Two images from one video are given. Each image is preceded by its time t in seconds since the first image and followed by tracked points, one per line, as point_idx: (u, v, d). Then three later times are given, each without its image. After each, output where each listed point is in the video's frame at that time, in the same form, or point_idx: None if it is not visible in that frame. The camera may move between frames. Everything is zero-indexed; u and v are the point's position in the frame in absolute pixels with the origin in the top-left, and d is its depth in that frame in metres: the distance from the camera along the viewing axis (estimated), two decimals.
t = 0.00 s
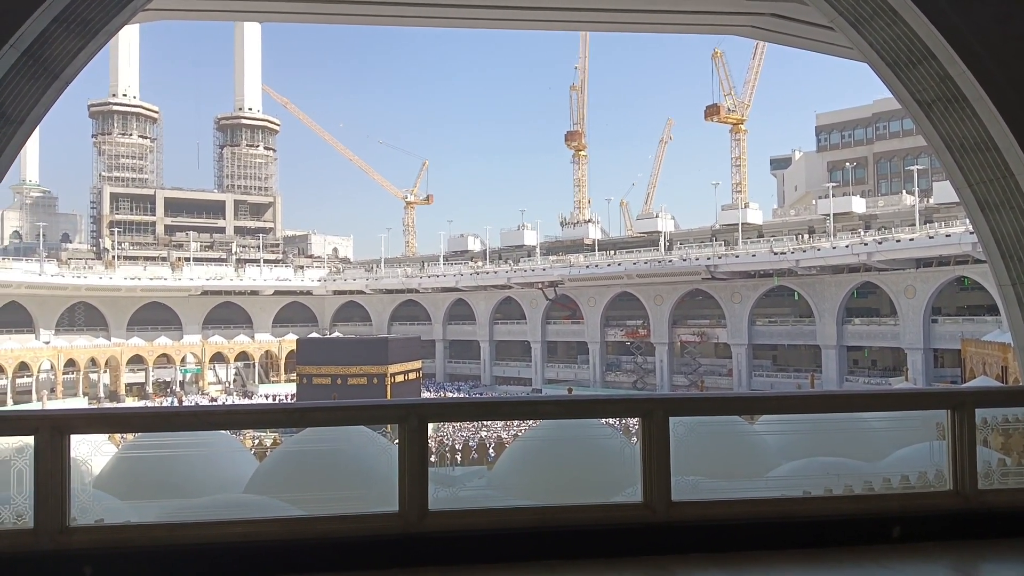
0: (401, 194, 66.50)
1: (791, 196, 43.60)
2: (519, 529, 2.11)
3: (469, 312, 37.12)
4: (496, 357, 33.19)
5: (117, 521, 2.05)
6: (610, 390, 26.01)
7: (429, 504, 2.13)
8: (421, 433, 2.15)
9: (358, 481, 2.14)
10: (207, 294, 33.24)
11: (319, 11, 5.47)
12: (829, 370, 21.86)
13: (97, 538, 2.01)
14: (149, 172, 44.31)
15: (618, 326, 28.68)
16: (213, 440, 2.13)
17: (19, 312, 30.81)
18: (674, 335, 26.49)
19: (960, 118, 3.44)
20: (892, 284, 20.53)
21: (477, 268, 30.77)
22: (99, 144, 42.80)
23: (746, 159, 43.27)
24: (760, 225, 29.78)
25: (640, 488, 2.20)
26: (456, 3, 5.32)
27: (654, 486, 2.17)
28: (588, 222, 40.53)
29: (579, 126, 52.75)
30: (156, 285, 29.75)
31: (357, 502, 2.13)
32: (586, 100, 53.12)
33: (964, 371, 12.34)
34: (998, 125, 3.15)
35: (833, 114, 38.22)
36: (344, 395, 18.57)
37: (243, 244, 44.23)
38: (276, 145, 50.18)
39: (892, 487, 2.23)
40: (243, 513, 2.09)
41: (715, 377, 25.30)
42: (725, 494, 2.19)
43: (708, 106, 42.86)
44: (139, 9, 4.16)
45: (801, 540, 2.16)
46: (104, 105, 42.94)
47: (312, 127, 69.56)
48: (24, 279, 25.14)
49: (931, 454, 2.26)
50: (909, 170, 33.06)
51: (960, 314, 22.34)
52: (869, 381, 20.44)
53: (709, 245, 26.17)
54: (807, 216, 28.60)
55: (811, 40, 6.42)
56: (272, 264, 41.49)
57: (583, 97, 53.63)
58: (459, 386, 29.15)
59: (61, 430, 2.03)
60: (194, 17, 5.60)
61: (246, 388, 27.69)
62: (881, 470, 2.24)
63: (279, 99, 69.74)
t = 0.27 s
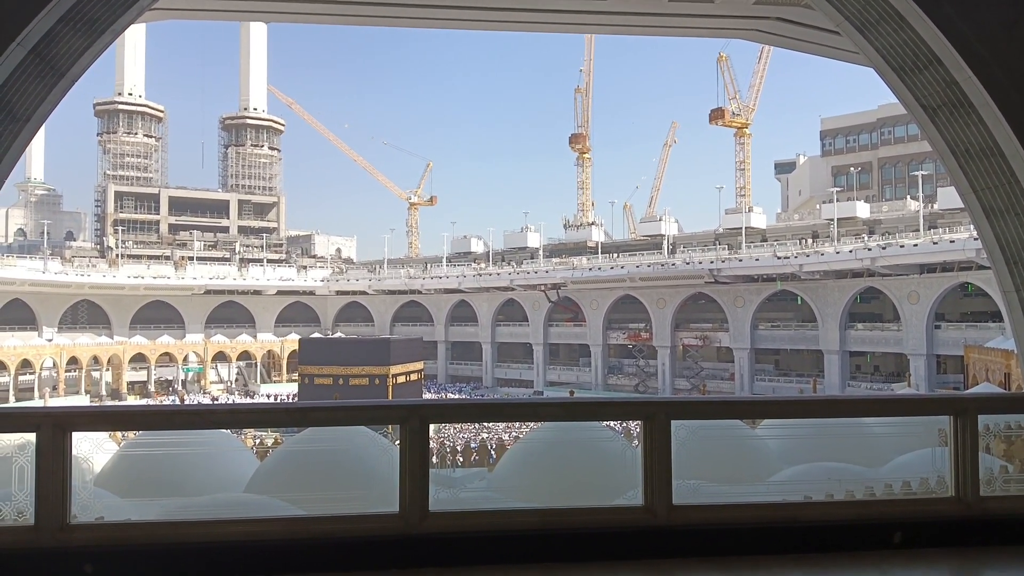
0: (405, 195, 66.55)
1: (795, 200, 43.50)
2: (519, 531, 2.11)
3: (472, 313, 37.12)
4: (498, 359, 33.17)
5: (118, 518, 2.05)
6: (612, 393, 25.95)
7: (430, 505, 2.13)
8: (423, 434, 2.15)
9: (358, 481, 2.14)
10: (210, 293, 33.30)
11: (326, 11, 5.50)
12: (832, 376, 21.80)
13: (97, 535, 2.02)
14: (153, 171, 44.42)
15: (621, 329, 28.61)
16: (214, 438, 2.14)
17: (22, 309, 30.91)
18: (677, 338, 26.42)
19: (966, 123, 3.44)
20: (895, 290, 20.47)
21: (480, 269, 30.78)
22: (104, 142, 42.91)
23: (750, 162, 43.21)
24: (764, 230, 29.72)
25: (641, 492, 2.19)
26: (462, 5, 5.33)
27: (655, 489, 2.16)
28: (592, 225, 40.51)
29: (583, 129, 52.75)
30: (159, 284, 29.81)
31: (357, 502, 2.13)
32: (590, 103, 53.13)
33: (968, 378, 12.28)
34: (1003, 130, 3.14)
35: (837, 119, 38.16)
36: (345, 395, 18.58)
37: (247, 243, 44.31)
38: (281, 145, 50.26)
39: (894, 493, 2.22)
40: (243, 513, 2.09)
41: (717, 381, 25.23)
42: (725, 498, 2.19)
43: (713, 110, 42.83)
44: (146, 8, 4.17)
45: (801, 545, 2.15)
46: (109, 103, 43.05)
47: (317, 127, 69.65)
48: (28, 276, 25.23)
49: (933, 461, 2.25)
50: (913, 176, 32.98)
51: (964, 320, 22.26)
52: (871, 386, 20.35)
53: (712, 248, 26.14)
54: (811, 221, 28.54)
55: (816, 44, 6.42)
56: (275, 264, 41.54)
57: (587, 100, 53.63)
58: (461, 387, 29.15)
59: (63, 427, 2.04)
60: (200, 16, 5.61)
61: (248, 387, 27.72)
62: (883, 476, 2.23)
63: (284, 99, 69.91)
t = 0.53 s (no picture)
0: (406, 197, 66.60)
1: (796, 205, 43.54)
2: (518, 535, 2.11)
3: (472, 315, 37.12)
4: (498, 361, 33.17)
5: (116, 519, 2.05)
6: (611, 396, 25.92)
7: (429, 506, 2.13)
8: (422, 436, 2.15)
9: (357, 483, 2.13)
10: (210, 294, 33.30)
11: (329, 12, 5.52)
12: (832, 381, 21.79)
13: (96, 535, 2.01)
14: (155, 170, 44.45)
15: (621, 332, 28.61)
16: (213, 440, 2.14)
17: (23, 308, 30.93)
18: (677, 342, 26.42)
19: (968, 128, 3.43)
20: (896, 295, 20.48)
21: (480, 271, 30.81)
22: (106, 142, 42.98)
23: (751, 166, 43.25)
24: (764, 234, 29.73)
25: (640, 495, 2.19)
26: (465, 7, 5.34)
27: (654, 493, 2.16)
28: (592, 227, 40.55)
29: (584, 132, 52.80)
30: (160, 283, 29.81)
31: (356, 502, 2.13)
32: (592, 106, 53.18)
33: (968, 383, 12.28)
34: (1005, 135, 3.14)
35: (839, 123, 38.19)
36: (345, 396, 18.58)
37: (247, 243, 44.36)
38: (282, 146, 50.33)
39: (893, 498, 2.22)
40: (242, 515, 2.09)
41: (716, 385, 25.21)
42: (723, 502, 2.19)
43: (714, 114, 42.90)
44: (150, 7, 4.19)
45: (801, 549, 2.14)
46: (111, 103, 43.12)
47: (318, 128, 69.69)
48: (29, 275, 25.23)
49: (933, 466, 2.25)
50: (914, 181, 33.03)
51: (964, 326, 22.26)
52: (871, 391, 20.34)
53: (713, 252, 26.15)
54: (812, 226, 28.56)
55: (815, 49, 6.43)
56: (276, 265, 41.56)
57: (589, 103, 53.70)
58: (461, 389, 29.14)
59: (62, 426, 2.03)
60: (202, 16, 5.63)
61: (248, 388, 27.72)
62: (881, 481, 2.24)
63: (286, 100, 70.00)
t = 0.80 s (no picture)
0: (405, 199, 66.67)
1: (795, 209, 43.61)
2: (516, 538, 2.11)
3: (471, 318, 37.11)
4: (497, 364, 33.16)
5: (114, 521, 2.04)
6: (610, 399, 25.90)
7: (428, 509, 2.13)
8: (422, 438, 2.15)
9: (355, 485, 2.13)
10: (210, 296, 33.30)
11: (332, 15, 5.55)
12: (831, 385, 21.79)
13: (94, 537, 2.01)
14: (155, 172, 44.50)
15: (620, 335, 28.61)
16: (211, 441, 2.14)
17: (22, 310, 30.92)
18: (676, 345, 26.42)
19: (967, 135, 3.44)
20: (895, 299, 20.49)
21: (480, 274, 30.83)
22: (106, 144, 43.04)
23: (751, 170, 43.32)
24: (764, 237, 29.77)
25: (640, 498, 2.19)
26: (466, 10, 5.36)
27: (654, 496, 2.16)
28: (592, 231, 40.58)
29: (584, 135, 52.88)
30: (159, 285, 29.79)
31: (354, 505, 2.12)
32: (592, 109, 53.25)
33: (967, 387, 12.28)
34: (1004, 140, 3.15)
35: (839, 128, 38.25)
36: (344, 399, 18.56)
37: (247, 246, 44.37)
38: (282, 149, 50.39)
39: (892, 502, 2.22)
40: (240, 516, 2.09)
41: (715, 389, 25.20)
42: (722, 506, 2.18)
43: (714, 118, 42.99)
44: (151, 10, 4.20)
45: (799, 553, 2.15)
46: (112, 105, 43.18)
47: (318, 130, 69.75)
48: (28, 276, 25.24)
49: (932, 470, 2.24)
50: (914, 185, 33.09)
51: (964, 330, 22.26)
52: (870, 395, 20.33)
53: (712, 255, 26.18)
54: (811, 230, 28.59)
55: (816, 54, 6.44)
56: (276, 267, 41.59)
57: (589, 106, 53.80)
58: (460, 392, 29.13)
59: (62, 428, 2.03)
60: (204, 19, 5.65)
61: (247, 390, 27.69)
62: (881, 485, 2.23)
63: (286, 102, 70.12)
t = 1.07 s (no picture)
0: (402, 200, 66.68)
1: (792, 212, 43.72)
2: (513, 539, 2.10)
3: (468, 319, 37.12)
4: (493, 365, 33.14)
5: (110, 521, 2.03)
6: (607, 401, 25.88)
7: (424, 510, 2.12)
8: (417, 439, 2.15)
9: (351, 486, 2.13)
10: (206, 296, 33.23)
11: (330, 16, 5.55)
12: (827, 387, 21.82)
13: (89, 538, 2.00)
14: (151, 172, 44.42)
15: (617, 337, 28.63)
16: (207, 441, 2.13)
17: (17, 309, 30.81)
18: (672, 347, 26.44)
19: (963, 138, 3.45)
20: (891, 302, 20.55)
21: (476, 275, 30.83)
22: (102, 143, 42.96)
23: (748, 173, 43.40)
24: (761, 240, 29.83)
25: (636, 501, 2.19)
26: (465, 12, 5.36)
27: (649, 498, 2.16)
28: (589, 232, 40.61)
29: (582, 137, 52.94)
30: (155, 285, 29.72)
31: (351, 506, 2.12)
32: (589, 111, 53.33)
33: (962, 391, 12.30)
34: (1000, 145, 3.16)
35: (835, 131, 38.35)
36: (340, 399, 18.54)
37: (244, 246, 44.28)
38: (279, 149, 50.35)
39: (887, 504, 2.22)
40: (235, 516, 2.08)
41: (711, 390, 25.23)
42: (718, 508, 2.18)
43: (711, 120, 43.09)
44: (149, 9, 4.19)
45: (795, 556, 2.15)
46: (108, 104, 43.11)
47: (316, 131, 69.74)
48: (23, 275, 25.15)
49: (928, 473, 2.25)
50: (910, 189, 33.19)
51: (959, 333, 22.33)
52: (866, 398, 20.37)
53: (708, 257, 26.25)
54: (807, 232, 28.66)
55: (813, 57, 6.46)
56: (272, 267, 41.53)
57: (586, 108, 53.86)
58: (456, 393, 29.10)
59: (57, 428, 2.02)
60: (201, 19, 5.64)
61: (242, 391, 27.63)
62: (876, 488, 2.23)
63: (283, 102, 70.20)
